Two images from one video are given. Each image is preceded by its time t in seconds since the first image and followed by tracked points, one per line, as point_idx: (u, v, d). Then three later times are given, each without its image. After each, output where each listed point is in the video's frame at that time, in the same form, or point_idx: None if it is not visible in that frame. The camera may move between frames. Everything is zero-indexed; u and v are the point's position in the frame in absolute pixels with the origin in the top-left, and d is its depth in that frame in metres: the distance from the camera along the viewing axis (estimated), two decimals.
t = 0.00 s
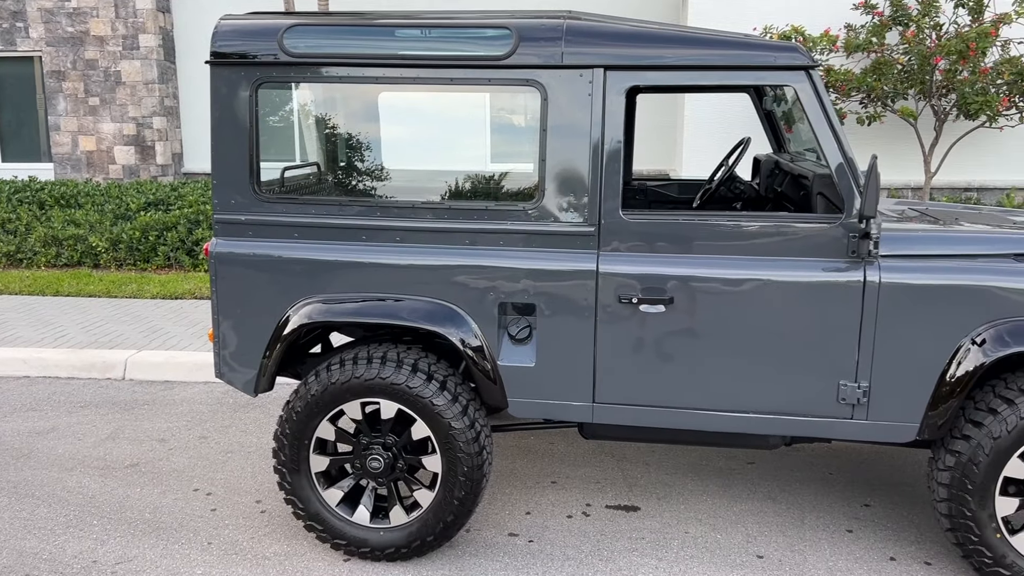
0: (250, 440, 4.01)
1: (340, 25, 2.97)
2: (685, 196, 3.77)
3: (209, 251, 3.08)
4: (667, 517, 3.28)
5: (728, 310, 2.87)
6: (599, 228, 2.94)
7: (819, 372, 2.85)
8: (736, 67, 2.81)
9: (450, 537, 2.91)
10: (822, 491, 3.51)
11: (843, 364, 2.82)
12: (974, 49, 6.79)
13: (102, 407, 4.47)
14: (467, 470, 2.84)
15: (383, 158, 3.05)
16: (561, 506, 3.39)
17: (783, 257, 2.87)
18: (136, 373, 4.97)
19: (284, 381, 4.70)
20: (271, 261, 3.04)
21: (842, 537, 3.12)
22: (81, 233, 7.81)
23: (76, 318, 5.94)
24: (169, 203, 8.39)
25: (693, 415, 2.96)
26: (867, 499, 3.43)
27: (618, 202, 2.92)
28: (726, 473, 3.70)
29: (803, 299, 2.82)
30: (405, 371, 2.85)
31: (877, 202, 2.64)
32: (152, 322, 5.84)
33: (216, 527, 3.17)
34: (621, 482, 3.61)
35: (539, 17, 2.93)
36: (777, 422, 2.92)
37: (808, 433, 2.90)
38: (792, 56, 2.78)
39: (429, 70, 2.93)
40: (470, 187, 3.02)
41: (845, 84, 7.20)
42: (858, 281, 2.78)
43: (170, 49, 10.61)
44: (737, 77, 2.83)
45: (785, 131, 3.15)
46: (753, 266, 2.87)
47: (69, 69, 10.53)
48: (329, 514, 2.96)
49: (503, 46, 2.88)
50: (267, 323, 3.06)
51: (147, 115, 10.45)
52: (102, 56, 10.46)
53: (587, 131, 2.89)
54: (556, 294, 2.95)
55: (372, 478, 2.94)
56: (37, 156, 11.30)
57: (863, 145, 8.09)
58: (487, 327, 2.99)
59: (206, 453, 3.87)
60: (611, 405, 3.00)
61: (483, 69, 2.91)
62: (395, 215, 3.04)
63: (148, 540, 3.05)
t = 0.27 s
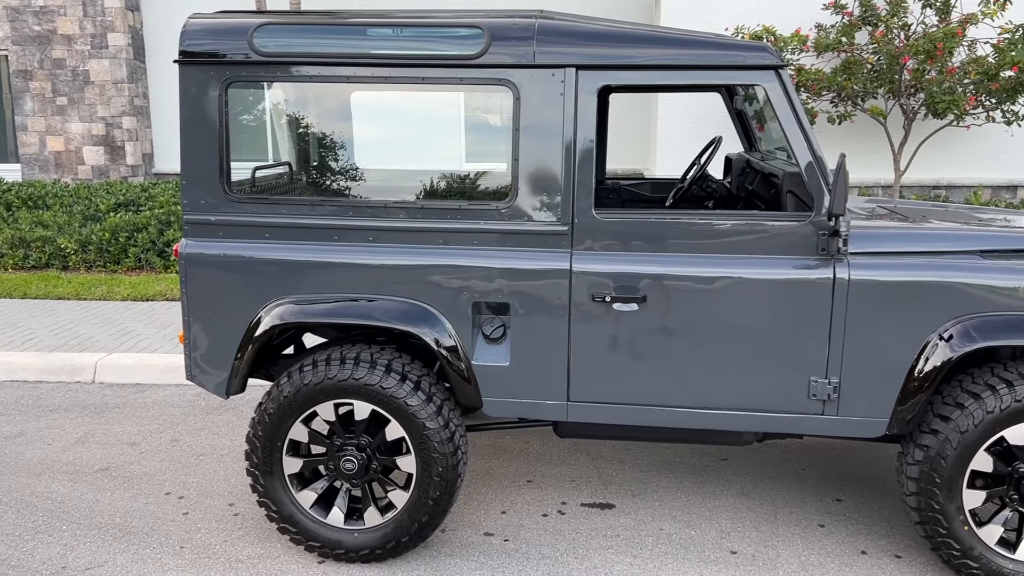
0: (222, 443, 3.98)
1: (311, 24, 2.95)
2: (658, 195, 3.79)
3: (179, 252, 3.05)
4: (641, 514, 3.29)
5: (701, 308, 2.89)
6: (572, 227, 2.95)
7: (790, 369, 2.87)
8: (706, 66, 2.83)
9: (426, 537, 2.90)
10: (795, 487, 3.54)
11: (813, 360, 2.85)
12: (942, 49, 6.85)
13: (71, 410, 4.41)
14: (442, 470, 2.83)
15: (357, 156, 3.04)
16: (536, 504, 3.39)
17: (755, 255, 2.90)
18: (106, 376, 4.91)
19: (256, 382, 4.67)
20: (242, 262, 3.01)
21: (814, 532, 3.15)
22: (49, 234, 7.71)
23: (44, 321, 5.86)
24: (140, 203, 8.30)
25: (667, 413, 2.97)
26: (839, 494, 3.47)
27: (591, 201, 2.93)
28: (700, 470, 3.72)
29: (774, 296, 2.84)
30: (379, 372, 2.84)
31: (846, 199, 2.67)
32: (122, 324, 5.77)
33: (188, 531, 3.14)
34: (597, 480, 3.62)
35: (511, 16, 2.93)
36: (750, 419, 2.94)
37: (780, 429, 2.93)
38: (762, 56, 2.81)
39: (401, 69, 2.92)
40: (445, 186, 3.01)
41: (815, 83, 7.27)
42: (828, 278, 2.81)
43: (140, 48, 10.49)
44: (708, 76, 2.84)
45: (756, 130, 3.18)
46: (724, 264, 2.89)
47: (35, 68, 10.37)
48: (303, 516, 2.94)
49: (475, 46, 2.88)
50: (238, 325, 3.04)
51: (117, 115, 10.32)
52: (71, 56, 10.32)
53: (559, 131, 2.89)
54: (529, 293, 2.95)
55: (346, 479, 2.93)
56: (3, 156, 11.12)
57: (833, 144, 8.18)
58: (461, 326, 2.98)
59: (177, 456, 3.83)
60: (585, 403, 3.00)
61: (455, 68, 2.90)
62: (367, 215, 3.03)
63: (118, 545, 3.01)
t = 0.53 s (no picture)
0: (195, 446, 3.94)
1: (282, 23, 2.93)
2: (632, 194, 3.81)
3: (149, 253, 3.02)
4: (616, 511, 3.30)
5: (675, 306, 2.90)
6: (546, 226, 2.96)
7: (762, 366, 2.90)
8: (678, 65, 2.84)
9: (401, 538, 2.90)
10: (769, 482, 3.57)
11: (785, 357, 2.88)
12: (911, 49, 6.92)
13: (41, 414, 4.34)
14: (417, 470, 2.83)
15: (331, 156, 3.02)
16: (512, 503, 3.39)
17: (727, 253, 2.91)
18: (76, 379, 4.85)
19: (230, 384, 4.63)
20: (213, 262, 2.98)
21: (787, 527, 3.19)
22: (17, 236, 7.60)
23: (12, 324, 5.77)
24: (110, 204, 8.21)
25: (641, 410, 2.99)
26: (812, 489, 3.51)
27: (565, 200, 2.94)
28: (675, 467, 3.75)
29: (747, 294, 2.86)
30: (353, 373, 2.83)
31: (816, 197, 2.70)
32: (92, 327, 5.69)
33: (160, 535, 3.11)
34: (572, 478, 3.63)
35: (484, 15, 2.93)
36: (723, 416, 2.96)
37: (753, 425, 2.96)
38: (732, 55, 2.83)
39: (374, 68, 2.91)
40: (421, 185, 3.00)
41: (788, 83, 7.33)
42: (799, 275, 2.83)
43: (109, 47, 10.37)
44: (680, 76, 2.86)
45: (728, 129, 3.20)
46: (697, 263, 2.91)
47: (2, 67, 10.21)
48: (277, 518, 2.92)
49: (448, 45, 2.88)
50: (210, 326, 3.01)
51: (86, 115, 10.19)
52: (38, 54, 10.17)
53: (532, 130, 2.90)
54: (504, 293, 2.95)
55: (320, 480, 2.92)
56: None
57: (804, 143, 8.26)
58: (435, 326, 2.98)
59: (149, 459, 3.78)
60: (561, 402, 3.01)
61: (428, 67, 2.89)
62: (340, 215, 3.01)
63: (89, 550, 2.97)
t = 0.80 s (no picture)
0: (169, 448, 3.90)
1: (254, 21, 2.90)
2: (607, 193, 3.82)
3: (119, 254, 2.98)
4: (593, 509, 3.31)
5: (649, 305, 2.92)
6: (521, 225, 2.96)
7: (736, 363, 2.92)
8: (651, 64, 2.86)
9: (377, 538, 2.89)
10: (744, 479, 3.60)
11: (758, 354, 2.90)
12: (882, 49, 6.98)
13: (10, 418, 4.28)
14: (392, 471, 2.82)
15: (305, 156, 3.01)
16: (489, 503, 3.39)
17: (701, 251, 2.93)
18: (46, 382, 4.79)
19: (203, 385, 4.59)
20: (185, 263, 2.95)
21: (761, 523, 3.22)
22: None
23: None
24: (81, 204, 8.11)
25: (617, 408, 3.00)
26: (786, 485, 3.55)
27: (540, 199, 2.94)
28: (651, 464, 3.77)
29: (720, 291, 2.88)
30: (328, 373, 2.81)
31: (787, 195, 2.72)
32: (63, 329, 5.62)
33: (133, 539, 3.07)
34: (549, 476, 3.63)
35: (458, 14, 2.92)
36: (698, 413, 2.98)
37: (727, 422, 2.98)
38: (705, 55, 2.85)
39: (347, 67, 2.89)
40: (397, 184, 2.99)
41: (761, 83, 7.39)
42: (772, 273, 2.86)
43: (79, 46, 10.23)
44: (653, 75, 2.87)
45: (702, 128, 3.22)
46: (671, 261, 2.93)
47: None
48: (251, 520, 2.90)
49: (422, 43, 2.86)
50: (182, 327, 2.98)
51: (56, 114, 10.04)
52: (5, 53, 10.01)
53: (506, 129, 2.90)
54: (479, 292, 2.94)
55: (295, 482, 2.90)
56: None
57: (777, 141, 8.34)
58: (410, 326, 2.96)
59: (122, 462, 3.74)
60: (536, 401, 3.01)
61: (402, 66, 2.88)
62: (313, 215, 2.99)
63: (60, 555, 2.93)
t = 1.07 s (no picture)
0: (143, 451, 3.87)
1: (228, 19, 2.88)
2: (583, 192, 3.83)
3: (91, 254, 2.95)
4: (570, 507, 3.32)
5: (626, 303, 2.93)
6: (497, 224, 2.96)
7: (712, 360, 2.93)
8: (627, 63, 2.87)
9: (354, 539, 2.88)
10: (720, 476, 3.63)
11: (733, 351, 2.92)
12: (854, 49, 7.06)
13: None
14: (369, 471, 2.81)
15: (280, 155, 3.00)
16: (467, 502, 3.39)
17: (677, 250, 2.95)
18: (18, 385, 4.72)
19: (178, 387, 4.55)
20: (158, 263, 2.92)
21: (738, 519, 3.24)
22: None
23: None
24: (53, 205, 8.01)
25: (594, 406, 3.01)
26: (761, 481, 3.58)
27: (516, 198, 2.94)
28: (628, 462, 3.78)
29: (696, 289, 2.89)
30: (303, 374, 2.80)
31: (761, 194, 2.74)
32: (34, 331, 5.55)
33: (106, 542, 3.04)
34: (527, 475, 3.64)
35: (433, 13, 2.92)
36: (675, 410, 2.99)
37: (704, 419, 2.99)
38: (679, 54, 2.86)
39: (321, 65, 2.87)
40: (374, 183, 2.99)
41: (736, 82, 7.44)
42: (746, 271, 2.88)
43: (50, 44, 10.09)
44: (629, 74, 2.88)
45: (677, 127, 3.23)
46: (647, 259, 2.94)
47: None
48: (226, 522, 2.88)
49: (397, 42, 2.86)
50: (156, 328, 2.95)
51: (26, 114, 9.89)
52: None
53: (482, 128, 2.89)
54: (456, 291, 2.93)
55: (270, 483, 2.88)
56: None
57: (753, 140, 8.39)
58: (387, 326, 2.95)
59: (95, 465, 3.70)
60: (514, 400, 3.01)
61: (377, 64, 2.87)
62: (288, 214, 2.98)
63: (31, 560, 2.90)
